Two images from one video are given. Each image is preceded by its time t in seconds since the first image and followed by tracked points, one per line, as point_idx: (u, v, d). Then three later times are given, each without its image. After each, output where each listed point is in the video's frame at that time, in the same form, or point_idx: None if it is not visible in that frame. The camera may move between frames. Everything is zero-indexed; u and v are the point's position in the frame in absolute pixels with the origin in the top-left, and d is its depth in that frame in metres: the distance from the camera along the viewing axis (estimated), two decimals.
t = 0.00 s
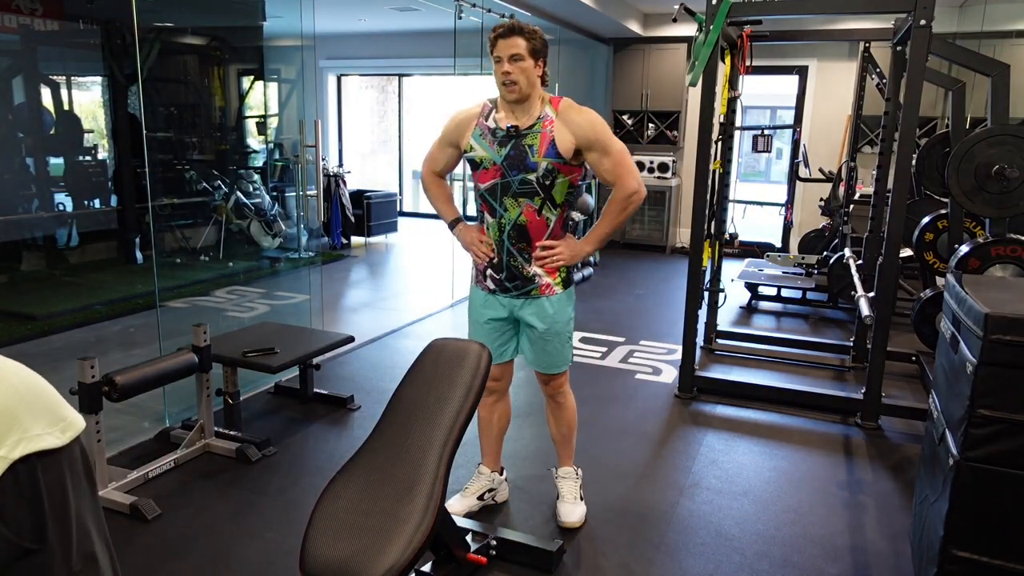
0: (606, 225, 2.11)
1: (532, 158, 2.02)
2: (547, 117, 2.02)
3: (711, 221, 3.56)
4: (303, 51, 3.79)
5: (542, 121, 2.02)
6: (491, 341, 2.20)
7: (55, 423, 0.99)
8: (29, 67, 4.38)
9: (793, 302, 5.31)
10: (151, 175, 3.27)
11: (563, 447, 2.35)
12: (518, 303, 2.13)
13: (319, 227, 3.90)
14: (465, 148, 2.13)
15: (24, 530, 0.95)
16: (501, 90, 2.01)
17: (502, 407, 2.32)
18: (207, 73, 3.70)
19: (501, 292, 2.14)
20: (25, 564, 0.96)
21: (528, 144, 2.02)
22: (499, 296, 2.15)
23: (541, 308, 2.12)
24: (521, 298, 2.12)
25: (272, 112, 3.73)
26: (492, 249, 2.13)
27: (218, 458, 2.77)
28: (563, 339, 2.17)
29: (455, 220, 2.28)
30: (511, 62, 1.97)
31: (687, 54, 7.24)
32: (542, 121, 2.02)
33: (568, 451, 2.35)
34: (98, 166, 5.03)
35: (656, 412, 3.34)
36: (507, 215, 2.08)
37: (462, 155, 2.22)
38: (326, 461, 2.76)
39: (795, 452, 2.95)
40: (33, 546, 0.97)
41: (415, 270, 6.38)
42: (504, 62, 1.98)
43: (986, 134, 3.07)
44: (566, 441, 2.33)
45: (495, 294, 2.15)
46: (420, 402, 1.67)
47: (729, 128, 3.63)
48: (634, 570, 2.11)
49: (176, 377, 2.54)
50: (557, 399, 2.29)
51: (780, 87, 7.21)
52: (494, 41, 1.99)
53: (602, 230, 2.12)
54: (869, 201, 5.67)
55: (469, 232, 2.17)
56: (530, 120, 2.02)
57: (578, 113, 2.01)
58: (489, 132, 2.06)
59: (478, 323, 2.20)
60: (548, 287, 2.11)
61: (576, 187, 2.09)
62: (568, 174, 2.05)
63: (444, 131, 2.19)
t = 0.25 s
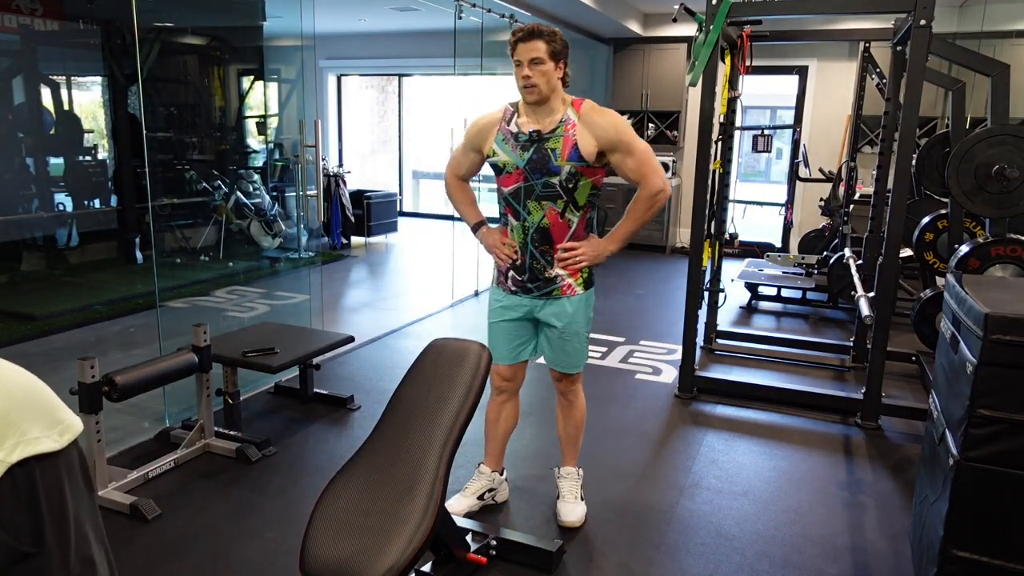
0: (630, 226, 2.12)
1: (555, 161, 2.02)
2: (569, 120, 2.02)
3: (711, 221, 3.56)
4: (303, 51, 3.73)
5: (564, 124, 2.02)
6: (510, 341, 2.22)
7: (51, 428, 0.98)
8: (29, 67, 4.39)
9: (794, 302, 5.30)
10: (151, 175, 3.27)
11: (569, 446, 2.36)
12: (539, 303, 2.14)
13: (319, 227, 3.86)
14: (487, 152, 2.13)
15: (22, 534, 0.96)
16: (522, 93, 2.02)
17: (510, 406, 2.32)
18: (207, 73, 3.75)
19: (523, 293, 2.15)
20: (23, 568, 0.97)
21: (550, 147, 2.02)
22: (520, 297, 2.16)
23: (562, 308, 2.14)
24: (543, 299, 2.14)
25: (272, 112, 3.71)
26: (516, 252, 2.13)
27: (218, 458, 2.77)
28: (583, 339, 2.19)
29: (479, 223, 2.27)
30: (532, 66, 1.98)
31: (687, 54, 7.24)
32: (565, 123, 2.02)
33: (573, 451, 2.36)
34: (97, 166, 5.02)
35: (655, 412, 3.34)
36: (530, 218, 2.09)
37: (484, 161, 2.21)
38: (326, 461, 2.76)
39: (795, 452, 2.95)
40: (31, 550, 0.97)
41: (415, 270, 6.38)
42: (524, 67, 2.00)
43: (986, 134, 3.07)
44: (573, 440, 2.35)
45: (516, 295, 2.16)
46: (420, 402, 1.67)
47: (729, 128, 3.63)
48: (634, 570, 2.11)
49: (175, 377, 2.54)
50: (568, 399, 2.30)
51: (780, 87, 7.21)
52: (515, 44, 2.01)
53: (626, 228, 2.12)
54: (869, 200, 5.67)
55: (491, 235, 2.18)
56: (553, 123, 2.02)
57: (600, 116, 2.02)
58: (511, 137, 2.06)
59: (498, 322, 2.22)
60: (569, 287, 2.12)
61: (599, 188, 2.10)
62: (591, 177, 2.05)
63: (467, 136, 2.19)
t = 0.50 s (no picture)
0: (650, 224, 2.12)
1: (574, 163, 2.03)
2: (586, 121, 2.02)
3: (711, 221, 3.56)
4: (303, 51, 3.75)
5: (581, 126, 2.02)
6: (529, 341, 2.22)
7: (49, 437, 1.00)
8: (29, 67, 4.39)
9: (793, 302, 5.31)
10: (151, 175, 3.27)
11: (573, 446, 2.36)
12: (560, 303, 2.15)
13: (319, 227, 3.89)
14: (505, 156, 2.13)
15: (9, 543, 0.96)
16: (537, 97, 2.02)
17: (519, 406, 2.31)
18: (207, 73, 3.74)
19: (545, 294, 2.15)
20: None
21: (568, 149, 2.02)
22: (540, 298, 2.16)
23: (581, 308, 2.14)
24: (564, 299, 2.14)
25: (272, 112, 3.71)
26: (537, 255, 2.14)
27: (218, 458, 2.77)
28: (602, 338, 2.19)
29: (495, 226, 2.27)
30: (544, 71, 1.99)
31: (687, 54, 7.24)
32: (581, 125, 2.02)
33: (576, 451, 2.36)
34: (97, 166, 5.02)
35: (655, 412, 3.33)
36: (551, 221, 2.09)
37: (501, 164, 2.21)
38: (326, 461, 2.76)
39: (795, 452, 2.95)
40: (16, 562, 0.98)
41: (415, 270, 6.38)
42: (536, 72, 2.00)
43: (986, 134, 3.07)
44: (578, 439, 2.35)
45: (538, 297, 2.16)
46: (420, 402, 1.67)
47: (729, 128, 3.62)
48: (634, 570, 2.11)
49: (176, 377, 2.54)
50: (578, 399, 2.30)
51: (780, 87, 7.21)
52: (526, 50, 2.01)
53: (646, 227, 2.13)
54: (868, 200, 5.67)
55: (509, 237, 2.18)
56: (569, 126, 2.03)
57: (616, 116, 2.02)
58: (528, 140, 2.06)
59: (516, 323, 2.22)
60: (591, 287, 2.13)
61: (617, 188, 2.10)
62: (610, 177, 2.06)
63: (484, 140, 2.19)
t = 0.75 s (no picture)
0: (659, 224, 2.14)
1: (584, 163, 2.03)
2: (594, 121, 2.03)
3: (711, 221, 3.56)
4: (302, 51, 3.77)
5: (590, 127, 2.03)
6: (537, 341, 2.22)
7: (66, 441, 0.98)
8: (29, 67, 4.38)
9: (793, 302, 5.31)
10: (151, 175, 3.27)
11: (574, 446, 2.36)
12: (569, 304, 2.15)
13: (319, 227, 3.92)
14: (513, 159, 2.12)
15: (20, 540, 0.92)
16: (545, 98, 2.01)
17: (522, 406, 2.31)
18: (207, 73, 3.71)
19: (556, 296, 2.15)
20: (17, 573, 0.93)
21: (579, 149, 2.02)
22: (550, 299, 2.16)
23: (591, 308, 2.14)
24: (575, 300, 2.14)
25: (272, 112, 3.72)
26: (548, 257, 2.13)
27: (218, 458, 2.77)
28: (611, 338, 2.19)
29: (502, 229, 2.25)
30: (551, 73, 1.98)
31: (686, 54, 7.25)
32: (591, 126, 2.03)
33: (577, 451, 2.36)
34: (97, 166, 5.02)
35: (655, 412, 3.34)
36: (563, 222, 2.09)
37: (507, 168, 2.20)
38: (327, 461, 2.76)
39: (795, 452, 2.95)
40: (25, 556, 0.93)
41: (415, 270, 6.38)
42: (543, 75, 1.99)
43: (986, 134, 3.07)
44: (580, 439, 2.35)
45: (548, 299, 2.16)
46: (420, 402, 1.67)
47: (729, 128, 3.62)
48: (634, 570, 2.11)
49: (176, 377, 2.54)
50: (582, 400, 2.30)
51: (779, 87, 7.21)
52: (531, 53, 1.99)
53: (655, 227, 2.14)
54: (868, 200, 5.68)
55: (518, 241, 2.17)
56: (578, 127, 2.03)
57: (625, 116, 2.04)
58: (537, 142, 2.06)
59: (524, 323, 2.22)
60: (601, 287, 2.14)
61: (626, 188, 2.12)
62: (619, 176, 2.07)
63: (489, 142, 2.18)
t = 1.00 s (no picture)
0: (656, 225, 2.15)
1: (584, 164, 2.04)
2: (595, 123, 2.04)
3: (711, 221, 3.56)
4: (302, 51, 3.88)
5: (591, 128, 2.03)
6: (533, 341, 2.22)
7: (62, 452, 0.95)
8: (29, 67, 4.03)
9: (793, 302, 5.31)
10: (151, 175, 3.26)
11: (574, 446, 2.36)
12: (567, 303, 2.15)
13: (318, 226, 4.04)
14: (512, 158, 2.12)
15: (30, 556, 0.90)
16: (546, 98, 2.01)
17: (519, 407, 2.31)
18: (207, 73, 3.56)
19: (552, 296, 2.15)
20: None
21: (579, 149, 2.03)
22: (547, 299, 2.16)
23: (588, 308, 2.14)
24: (572, 300, 2.14)
25: (272, 112, 3.77)
26: (545, 257, 2.13)
27: (218, 458, 2.77)
28: (607, 338, 2.20)
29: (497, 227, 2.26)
30: (554, 75, 1.97)
31: (686, 54, 7.25)
32: (591, 126, 2.03)
33: (577, 451, 2.36)
34: (98, 166, 4.83)
35: (655, 412, 3.33)
36: (561, 222, 2.09)
37: (505, 165, 2.21)
38: (327, 461, 2.76)
39: (795, 452, 2.95)
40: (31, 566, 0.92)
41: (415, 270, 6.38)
42: (546, 76, 1.98)
43: (986, 134, 3.07)
44: (578, 439, 2.35)
45: (545, 299, 2.16)
46: (420, 402, 1.67)
47: (729, 128, 3.62)
48: (635, 571, 2.11)
49: (178, 376, 2.55)
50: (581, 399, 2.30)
51: (780, 87, 7.21)
52: (534, 54, 1.98)
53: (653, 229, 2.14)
54: (868, 200, 5.68)
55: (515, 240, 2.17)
56: (579, 127, 2.03)
57: (626, 118, 2.05)
58: (538, 141, 2.06)
59: (520, 324, 2.22)
60: (598, 287, 2.14)
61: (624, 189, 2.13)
62: (618, 178, 2.08)
63: (486, 141, 2.17)
